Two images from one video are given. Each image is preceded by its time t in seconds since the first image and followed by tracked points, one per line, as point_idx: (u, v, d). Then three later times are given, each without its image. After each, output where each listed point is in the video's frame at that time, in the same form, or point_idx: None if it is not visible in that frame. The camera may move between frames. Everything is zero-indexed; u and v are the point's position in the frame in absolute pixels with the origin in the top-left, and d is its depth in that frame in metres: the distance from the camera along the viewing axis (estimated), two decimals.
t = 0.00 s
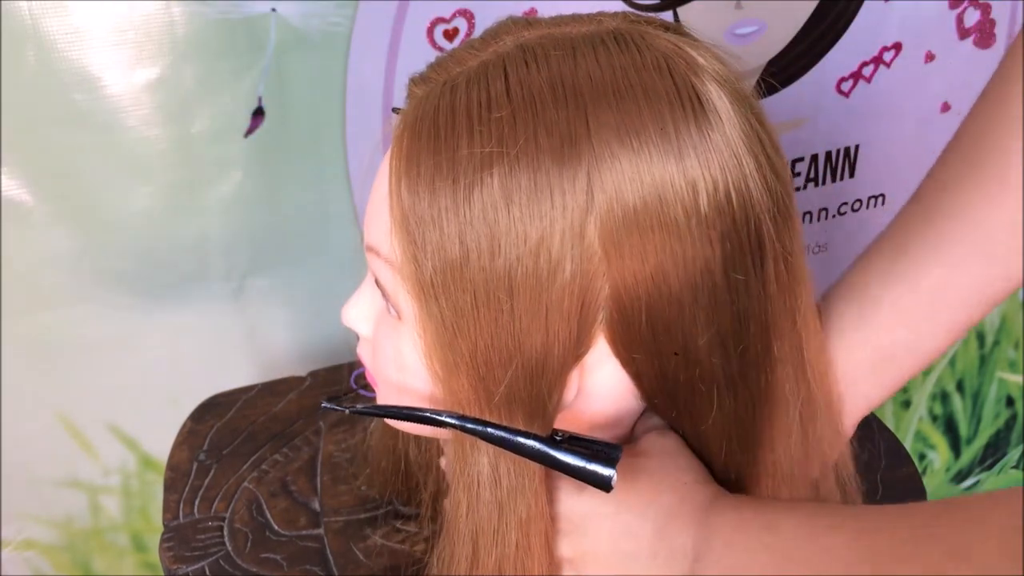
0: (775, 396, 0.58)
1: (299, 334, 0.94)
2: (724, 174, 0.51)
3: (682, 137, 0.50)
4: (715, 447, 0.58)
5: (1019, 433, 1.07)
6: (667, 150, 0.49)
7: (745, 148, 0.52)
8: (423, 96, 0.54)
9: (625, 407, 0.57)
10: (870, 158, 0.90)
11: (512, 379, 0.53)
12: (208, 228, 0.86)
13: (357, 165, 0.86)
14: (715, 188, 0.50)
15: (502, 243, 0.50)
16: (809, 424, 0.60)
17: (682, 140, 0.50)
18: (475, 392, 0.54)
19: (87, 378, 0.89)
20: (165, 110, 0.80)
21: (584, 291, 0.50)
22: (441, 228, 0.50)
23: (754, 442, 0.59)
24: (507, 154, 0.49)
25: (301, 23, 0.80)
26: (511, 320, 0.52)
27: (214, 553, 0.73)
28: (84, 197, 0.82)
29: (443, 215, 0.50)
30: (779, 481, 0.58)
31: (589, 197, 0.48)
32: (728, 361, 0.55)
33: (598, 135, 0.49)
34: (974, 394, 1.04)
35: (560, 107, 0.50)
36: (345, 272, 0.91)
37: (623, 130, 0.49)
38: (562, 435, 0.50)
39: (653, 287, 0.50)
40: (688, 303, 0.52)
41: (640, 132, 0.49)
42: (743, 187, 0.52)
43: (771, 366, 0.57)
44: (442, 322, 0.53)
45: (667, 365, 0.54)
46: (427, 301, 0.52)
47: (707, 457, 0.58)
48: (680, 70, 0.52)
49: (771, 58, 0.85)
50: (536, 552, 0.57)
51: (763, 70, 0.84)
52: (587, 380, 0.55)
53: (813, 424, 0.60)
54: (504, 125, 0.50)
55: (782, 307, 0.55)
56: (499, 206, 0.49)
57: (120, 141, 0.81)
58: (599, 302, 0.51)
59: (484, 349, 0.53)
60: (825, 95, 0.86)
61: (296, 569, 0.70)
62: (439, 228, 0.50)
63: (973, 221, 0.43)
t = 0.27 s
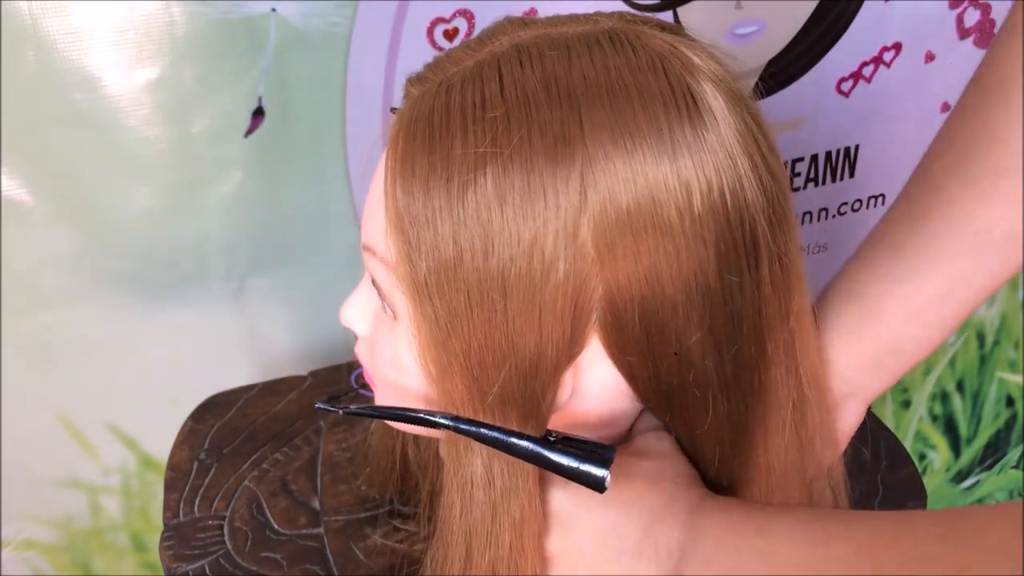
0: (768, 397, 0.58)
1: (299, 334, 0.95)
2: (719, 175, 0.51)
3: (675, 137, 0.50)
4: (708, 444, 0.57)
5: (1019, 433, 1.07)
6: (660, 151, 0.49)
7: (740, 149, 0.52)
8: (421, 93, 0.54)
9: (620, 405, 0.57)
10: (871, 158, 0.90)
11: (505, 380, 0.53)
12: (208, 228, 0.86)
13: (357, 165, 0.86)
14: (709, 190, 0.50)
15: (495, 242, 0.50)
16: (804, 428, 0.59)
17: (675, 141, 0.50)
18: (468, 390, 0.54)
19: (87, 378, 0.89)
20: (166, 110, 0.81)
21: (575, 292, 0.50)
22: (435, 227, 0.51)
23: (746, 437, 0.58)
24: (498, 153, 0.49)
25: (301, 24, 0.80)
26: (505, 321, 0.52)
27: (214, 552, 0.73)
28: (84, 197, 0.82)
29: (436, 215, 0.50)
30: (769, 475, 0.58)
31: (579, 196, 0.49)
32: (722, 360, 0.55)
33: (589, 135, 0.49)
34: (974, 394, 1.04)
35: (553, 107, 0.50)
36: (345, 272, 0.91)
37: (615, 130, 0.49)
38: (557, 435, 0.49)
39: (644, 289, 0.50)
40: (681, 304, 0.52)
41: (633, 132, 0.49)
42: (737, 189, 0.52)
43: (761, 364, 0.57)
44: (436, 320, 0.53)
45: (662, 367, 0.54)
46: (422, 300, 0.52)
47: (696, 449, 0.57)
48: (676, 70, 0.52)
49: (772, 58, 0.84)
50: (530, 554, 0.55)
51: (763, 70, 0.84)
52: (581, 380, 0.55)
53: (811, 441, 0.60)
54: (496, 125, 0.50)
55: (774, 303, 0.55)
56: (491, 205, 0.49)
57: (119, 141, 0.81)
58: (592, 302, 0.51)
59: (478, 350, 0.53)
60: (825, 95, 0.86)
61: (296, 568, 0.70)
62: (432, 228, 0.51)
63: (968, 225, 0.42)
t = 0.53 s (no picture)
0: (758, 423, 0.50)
1: (299, 334, 0.94)
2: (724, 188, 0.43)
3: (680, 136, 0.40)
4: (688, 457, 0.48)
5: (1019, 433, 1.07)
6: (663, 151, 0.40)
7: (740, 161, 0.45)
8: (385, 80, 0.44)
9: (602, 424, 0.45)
10: (871, 158, 0.90)
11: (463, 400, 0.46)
12: (207, 228, 0.86)
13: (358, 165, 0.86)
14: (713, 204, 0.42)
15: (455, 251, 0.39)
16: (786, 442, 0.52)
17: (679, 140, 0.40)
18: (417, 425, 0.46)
19: (87, 378, 0.89)
20: (166, 110, 0.80)
21: (550, 311, 0.40)
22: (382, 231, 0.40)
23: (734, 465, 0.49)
24: (461, 142, 0.39)
25: (301, 24, 0.81)
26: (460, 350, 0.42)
27: (214, 552, 0.74)
28: (84, 197, 0.82)
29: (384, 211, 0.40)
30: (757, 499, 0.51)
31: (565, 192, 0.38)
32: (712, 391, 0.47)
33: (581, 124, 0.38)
34: (974, 394, 1.04)
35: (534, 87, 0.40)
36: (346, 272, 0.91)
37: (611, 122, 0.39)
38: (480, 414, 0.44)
39: (632, 311, 0.41)
40: (671, 336, 0.43)
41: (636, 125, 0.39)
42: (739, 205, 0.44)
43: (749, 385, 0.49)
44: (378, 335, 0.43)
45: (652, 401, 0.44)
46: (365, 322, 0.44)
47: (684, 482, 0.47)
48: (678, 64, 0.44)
49: (773, 57, 0.84)
50: None
51: (763, 70, 0.84)
52: (509, 384, 0.43)
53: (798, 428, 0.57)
54: (459, 109, 0.39)
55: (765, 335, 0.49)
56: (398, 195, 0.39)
57: (119, 141, 0.81)
58: (547, 300, 0.40)
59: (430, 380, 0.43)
60: (825, 95, 0.86)
61: (296, 568, 0.71)
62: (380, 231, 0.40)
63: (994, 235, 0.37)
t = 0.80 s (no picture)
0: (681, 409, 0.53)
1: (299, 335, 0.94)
2: (632, 183, 0.45)
3: (581, 140, 0.43)
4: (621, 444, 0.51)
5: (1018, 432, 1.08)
6: (563, 153, 0.43)
7: (663, 159, 0.47)
8: (348, 77, 0.48)
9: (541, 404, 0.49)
10: (870, 158, 0.90)
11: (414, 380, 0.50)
12: (208, 227, 0.86)
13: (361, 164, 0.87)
14: (616, 201, 0.45)
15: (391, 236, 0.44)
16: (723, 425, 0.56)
17: (582, 143, 0.43)
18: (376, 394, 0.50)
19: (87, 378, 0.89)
20: (166, 109, 0.80)
21: (465, 295, 0.44)
22: (337, 218, 0.46)
23: (655, 446, 0.52)
24: (393, 144, 0.43)
25: (301, 24, 0.81)
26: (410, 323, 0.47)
27: (214, 550, 0.74)
28: (84, 197, 0.82)
29: (341, 202, 0.45)
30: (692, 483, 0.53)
31: (473, 189, 0.42)
32: (632, 377, 0.50)
33: (489, 128, 0.43)
34: (974, 394, 1.04)
35: (455, 94, 0.44)
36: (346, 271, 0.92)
37: (515, 127, 0.43)
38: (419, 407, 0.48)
39: (536, 296, 0.45)
40: (579, 320, 0.46)
41: (538, 130, 0.43)
42: (652, 201, 0.46)
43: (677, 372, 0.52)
44: (337, 312, 0.49)
45: (573, 381, 0.48)
46: (326, 296, 0.49)
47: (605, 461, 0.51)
48: (598, 66, 0.47)
49: (773, 57, 0.83)
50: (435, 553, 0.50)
51: (763, 70, 0.83)
52: (451, 380, 0.50)
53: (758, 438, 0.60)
54: (392, 112, 0.44)
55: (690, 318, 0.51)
56: (331, 202, 0.46)
57: (119, 141, 0.81)
58: (457, 298, 0.45)
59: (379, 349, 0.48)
60: (826, 95, 0.86)
61: (296, 567, 0.71)
62: (335, 218, 0.46)
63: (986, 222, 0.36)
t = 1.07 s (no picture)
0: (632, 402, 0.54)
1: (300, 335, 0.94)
2: (560, 182, 0.46)
3: (509, 141, 0.45)
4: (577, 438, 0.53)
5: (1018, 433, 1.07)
6: (490, 155, 0.45)
7: (600, 154, 0.48)
8: (320, 85, 0.52)
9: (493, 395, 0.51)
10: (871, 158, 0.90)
11: (375, 368, 0.53)
12: (208, 227, 0.86)
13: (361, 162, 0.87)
14: (545, 199, 0.46)
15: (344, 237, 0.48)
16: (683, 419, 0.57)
17: (512, 144, 0.45)
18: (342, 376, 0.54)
19: (87, 379, 0.89)
20: (166, 109, 0.80)
21: (405, 291, 0.47)
22: (301, 222, 0.50)
23: (604, 438, 0.53)
24: (342, 154, 0.47)
25: (301, 25, 0.81)
26: (368, 315, 0.50)
27: (214, 551, 0.77)
28: (84, 197, 0.82)
29: (305, 206, 0.49)
30: (650, 467, 0.55)
31: (404, 194, 0.45)
32: (574, 370, 0.51)
33: (423, 133, 0.45)
34: (974, 394, 1.04)
35: (398, 102, 0.47)
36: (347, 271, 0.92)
37: (446, 130, 0.45)
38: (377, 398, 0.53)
39: (468, 292, 0.47)
40: (515, 315, 0.48)
41: (467, 133, 0.45)
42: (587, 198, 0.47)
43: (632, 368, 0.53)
44: (314, 303, 0.53)
45: (513, 373, 0.50)
46: (297, 288, 0.53)
47: (552, 454, 0.52)
48: (538, 66, 0.48)
49: (773, 57, 0.83)
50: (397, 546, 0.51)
51: (763, 70, 0.83)
52: (416, 371, 0.52)
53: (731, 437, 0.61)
54: (344, 123, 0.48)
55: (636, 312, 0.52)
56: (299, 204, 0.50)
57: (118, 140, 0.81)
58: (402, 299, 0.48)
59: (344, 338, 0.52)
60: (826, 94, 0.86)
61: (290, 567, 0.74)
62: (300, 222, 0.50)
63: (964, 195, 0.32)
